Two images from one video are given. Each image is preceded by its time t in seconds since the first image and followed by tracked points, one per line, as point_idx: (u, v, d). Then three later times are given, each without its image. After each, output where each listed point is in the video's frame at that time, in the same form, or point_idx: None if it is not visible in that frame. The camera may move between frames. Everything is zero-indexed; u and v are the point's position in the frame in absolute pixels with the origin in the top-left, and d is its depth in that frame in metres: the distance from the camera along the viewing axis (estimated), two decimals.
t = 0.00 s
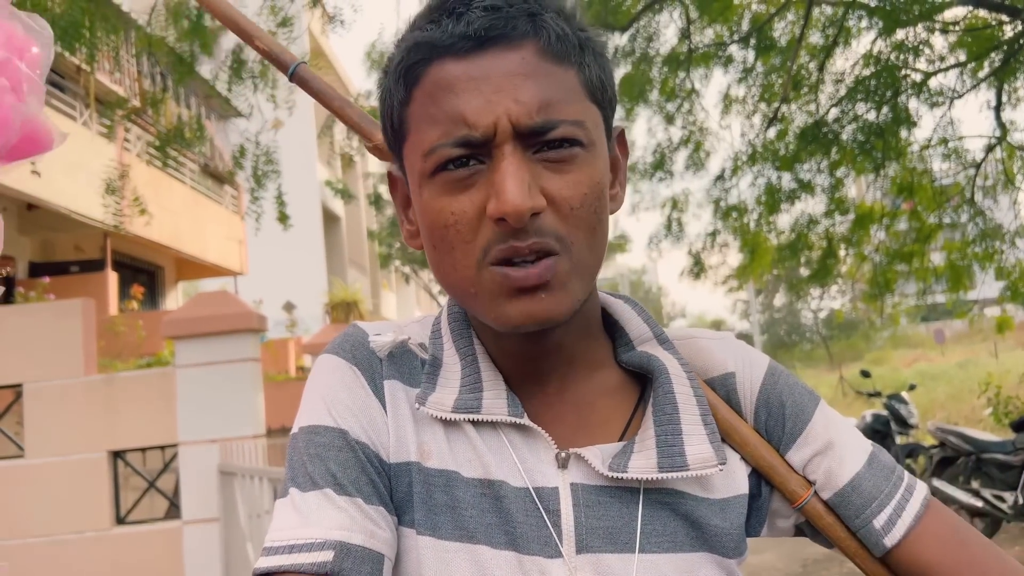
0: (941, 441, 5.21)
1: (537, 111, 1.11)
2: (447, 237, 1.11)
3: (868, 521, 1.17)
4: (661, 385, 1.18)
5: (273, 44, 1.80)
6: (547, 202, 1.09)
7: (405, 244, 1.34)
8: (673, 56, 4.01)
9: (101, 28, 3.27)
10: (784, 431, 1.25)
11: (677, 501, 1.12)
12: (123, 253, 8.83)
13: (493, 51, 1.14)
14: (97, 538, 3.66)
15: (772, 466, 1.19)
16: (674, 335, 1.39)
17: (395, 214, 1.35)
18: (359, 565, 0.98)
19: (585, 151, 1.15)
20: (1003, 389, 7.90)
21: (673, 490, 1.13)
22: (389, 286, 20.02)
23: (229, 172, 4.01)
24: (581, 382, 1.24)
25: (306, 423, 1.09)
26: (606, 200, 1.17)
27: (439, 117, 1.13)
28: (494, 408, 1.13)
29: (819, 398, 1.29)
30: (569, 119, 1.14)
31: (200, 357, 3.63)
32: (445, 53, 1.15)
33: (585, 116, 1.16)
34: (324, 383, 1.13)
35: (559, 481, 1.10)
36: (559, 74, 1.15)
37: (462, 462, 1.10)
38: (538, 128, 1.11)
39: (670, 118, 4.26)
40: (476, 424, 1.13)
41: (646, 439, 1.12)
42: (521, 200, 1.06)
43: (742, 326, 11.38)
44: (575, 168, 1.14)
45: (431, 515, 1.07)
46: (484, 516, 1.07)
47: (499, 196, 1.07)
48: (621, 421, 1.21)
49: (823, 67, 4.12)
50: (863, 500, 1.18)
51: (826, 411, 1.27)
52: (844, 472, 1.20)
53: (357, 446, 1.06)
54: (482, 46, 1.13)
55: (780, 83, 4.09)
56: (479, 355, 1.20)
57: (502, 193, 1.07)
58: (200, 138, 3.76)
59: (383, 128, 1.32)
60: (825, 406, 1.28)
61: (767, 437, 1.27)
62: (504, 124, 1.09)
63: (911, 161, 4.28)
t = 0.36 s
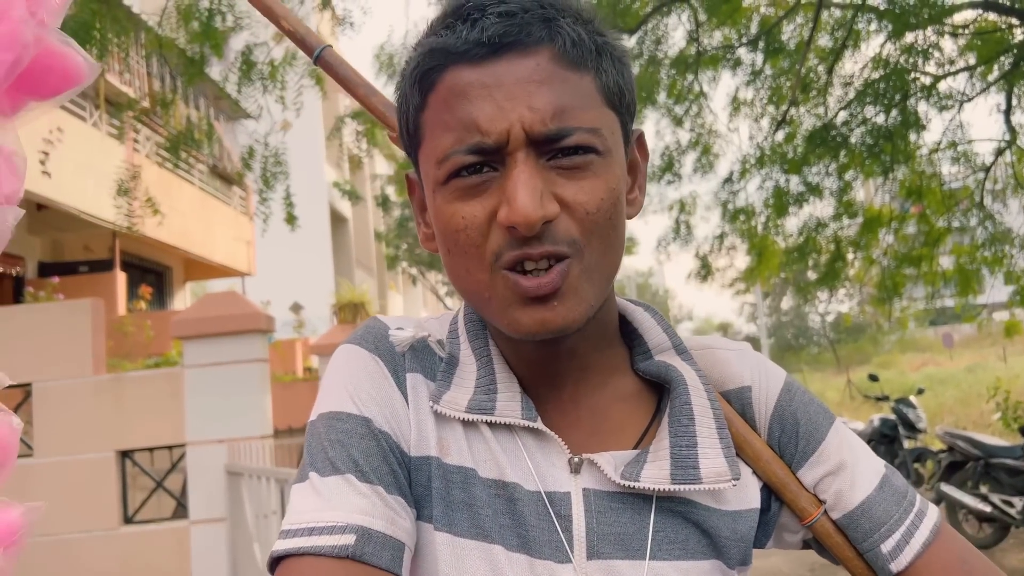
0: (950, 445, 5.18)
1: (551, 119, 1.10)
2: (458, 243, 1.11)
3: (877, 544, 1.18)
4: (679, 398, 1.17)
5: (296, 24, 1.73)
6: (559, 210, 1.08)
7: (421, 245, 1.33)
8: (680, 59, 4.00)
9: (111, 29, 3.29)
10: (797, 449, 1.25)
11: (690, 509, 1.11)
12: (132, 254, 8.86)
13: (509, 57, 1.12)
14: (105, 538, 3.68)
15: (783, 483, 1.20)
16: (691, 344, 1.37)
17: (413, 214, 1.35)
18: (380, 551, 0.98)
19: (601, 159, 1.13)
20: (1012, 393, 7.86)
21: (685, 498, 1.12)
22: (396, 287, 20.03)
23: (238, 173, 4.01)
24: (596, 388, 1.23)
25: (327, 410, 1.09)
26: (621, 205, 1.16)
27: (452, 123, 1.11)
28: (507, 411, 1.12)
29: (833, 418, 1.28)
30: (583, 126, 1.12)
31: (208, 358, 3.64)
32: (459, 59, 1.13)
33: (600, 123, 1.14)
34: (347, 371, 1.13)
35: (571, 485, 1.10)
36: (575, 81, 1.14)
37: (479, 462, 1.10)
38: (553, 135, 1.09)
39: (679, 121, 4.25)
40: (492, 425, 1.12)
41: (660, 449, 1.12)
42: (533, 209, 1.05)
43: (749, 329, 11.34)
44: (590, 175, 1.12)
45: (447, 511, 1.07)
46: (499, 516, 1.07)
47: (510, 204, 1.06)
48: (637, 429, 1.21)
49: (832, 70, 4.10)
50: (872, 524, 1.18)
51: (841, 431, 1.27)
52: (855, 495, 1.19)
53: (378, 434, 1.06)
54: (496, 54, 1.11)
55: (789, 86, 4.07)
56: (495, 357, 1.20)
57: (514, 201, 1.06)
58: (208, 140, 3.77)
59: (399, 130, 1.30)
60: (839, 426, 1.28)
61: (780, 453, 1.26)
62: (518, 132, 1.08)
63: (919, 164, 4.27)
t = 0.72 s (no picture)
0: (960, 451, 5.16)
1: (590, 128, 1.09)
2: (492, 251, 1.10)
3: (897, 559, 1.19)
4: (704, 410, 1.17)
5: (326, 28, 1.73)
6: (595, 220, 1.08)
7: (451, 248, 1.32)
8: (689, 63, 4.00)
9: (124, 32, 3.30)
10: (818, 463, 1.25)
11: (711, 521, 1.10)
12: (141, 256, 8.90)
13: (551, 67, 1.10)
14: (114, 538, 3.69)
15: (804, 496, 1.20)
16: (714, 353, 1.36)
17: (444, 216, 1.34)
18: (426, 537, 0.95)
19: (637, 171, 1.12)
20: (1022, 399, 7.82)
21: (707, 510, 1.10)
22: (403, 290, 20.06)
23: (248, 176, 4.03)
24: (622, 396, 1.22)
25: (369, 390, 1.07)
26: (655, 217, 1.15)
27: (490, 130, 1.10)
28: (537, 412, 1.10)
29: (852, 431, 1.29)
30: (622, 137, 1.11)
31: (216, 360, 3.65)
32: (500, 67, 1.11)
33: (638, 133, 1.13)
34: (391, 354, 1.12)
35: (597, 490, 1.08)
36: (615, 93, 1.12)
37: (512, 460, 1.08)
38: (591, 145, 1.09)
39: (687, 126, 4.26)
40: (521, 425, 1.10)
41: (684, 462, 1.11)
42: (569, 219, 1.05)
43: (756, 333, 11.32)
44: (625, 186, 1.12)
45: (476, 508, 1.05)
46: (527, 517, 1.05)
47: (546, 213, 1.06)
48: (662, 439, 1.19)
49: (841, 74, 4.10)
50: (894, 538, 1.19)
51: (860, 444, 1.28)
52: (875, 509, 1.20)
53: (424, 417, 1.05)
54: (539, 63, 1.09)
55: (797, 91, 4.07)
56: (524, 357, 1.17)
57: (550, 211, 1.05)
58: (219, 143, 3.78)
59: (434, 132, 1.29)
60: (858, 439, 1.28)
61: (800, 466, 1.26)
62: (557, 140, 1.07)
63: (929, 169, 4.26)
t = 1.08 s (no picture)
0: (971, 455, 5.14)
1: (632, 137, 1.09)
2: (528, 255, 1.11)
3: (915, 566, 1.21)
4: (723, 422, 1.17)
5: (352, 37, 1.75)
6: (631, 228, 1.08)
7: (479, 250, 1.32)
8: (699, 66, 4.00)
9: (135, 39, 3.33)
10: (835, 473, 1.25)
11: (725, 529, 1.11)
12: (151, 260, 8.95)
13: (593, 79, 1.11)
14: (126, 542, 3.71)
15: (821, 507, 1.20)
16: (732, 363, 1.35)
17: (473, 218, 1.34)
18: (433, 522, 0.93)
19: (675, 182, 1.13)
20: None
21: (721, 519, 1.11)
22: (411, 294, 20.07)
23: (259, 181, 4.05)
24: (642, 404, 1.22)
25: (392, 376, 1.06)
26: (689, 227, 1.16)
27: (531, 135, 1.10)
28: (558, 415, 1.11)
29: (868, 440, 1.29)
30: (662, 147, 1.12)
31: (227, 364, 3.67)
32: (544, 74, 1.11)
33: (677, 145, 1.14)
34: (414, 343, 1.11)
35: (610, 493, 1.09)
36: (656, 105, 1.13)
37: (531, 461, 1.09)
38: (631, 153, 1.09)
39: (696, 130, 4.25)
40: (539, 427, 1.11)
41: (701, 470, 1.11)
42: (607, 227, 1.05)
43: (765, 337, 11.28)
44: (663, 197, 1.12)
45: (493, 507, 1.06)
46: (540, 518, 1.06)
47: (585, 220, 1.06)
48: (679, 449, 1.20)
49: (850, 77, 4.09)
50: (912, 546, 1.21)
51: (877, 453, 1.28)
52: (892, 519, 1.22)
53: (444, 409, 1.05)
54: (583, 73, 1.10)
55: (806, 93, 4.06)
56: (545, 360, 1.18)
57: (589, 217, 1.06)
58: (231, 148, 3.79)
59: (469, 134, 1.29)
60: (874, 448, 1.29)
61: (817, 475, 1.26)
62: (598, 149, 1.07)
63: (939, 171, 4.25)
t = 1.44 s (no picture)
0: (989, 454, 5.09)
1: (644, 146, 1.10)
2: (539, 262, 1.11)
3: (925, 568, 1.20)
4: (733, 428, 1.17)
5: (360, 45, 1.76)
6: (643, 237, 1.09)
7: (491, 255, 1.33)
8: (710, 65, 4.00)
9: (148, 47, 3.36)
10: (844, 476, 1.25)
11: (734, 536, 1.11)
12: (166, 266, 9.01)
13: (607, 89, 1.11)
14: (143, 546, 3.74)
15: (831, 511, 1.20)
16: (740, 369, 1.36)
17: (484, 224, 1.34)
18: (466, 526, 0.94)
19: (687, 193, 1.13)
20: None
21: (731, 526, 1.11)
22: (424, 297, 20.12)
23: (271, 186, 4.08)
24: (653, 411, 1.22)
25: (415, 377, 1.07)
26: (700, 237, 1.16)
27: (543, 145, 1.11)
28: (572, 420, 1.11)
29: (875, 445, 1.30)
30: (675, 157, 1.12)
31: (242, 368, 3.70)
32: (558, 84, 1.12)
33: (689, 154, 1.14)
34: (437, 343, 1.13)
35: (624, 500, 1.09)
36: (669, 115, 1.14)
37: (548, 465, 1.09)
38: (643, 164, 1.10)
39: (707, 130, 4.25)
40: (555, 432, 1.11)
41: (711, 477, 1.12)
42: (618, 236, 1.06)
43: (780, 336, 11.24)
44: (675, 208, 1.12)
45: (515, 507, 1.05)
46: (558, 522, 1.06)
47: (597, 230, 1.07)
48: (687, 455, 1.20)
49: (862, 75, 4.07)
50: (922, 548, 1.20)
51: (884, 457, 1.29)
52: (902, 521, 1.22)
53: (467, 409, 1.06)
54: (597, 83, 1.11)
55: (818, 91, 4.05)
56: (558, 365, 1.18)
57: (600, 227, 1.06)
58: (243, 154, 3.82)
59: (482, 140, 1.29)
60: (882, 452, 1.30)
61: (826, 478, 1.26)
62: (610, 159, 1.08)
63: (953, 169, 4.22)
